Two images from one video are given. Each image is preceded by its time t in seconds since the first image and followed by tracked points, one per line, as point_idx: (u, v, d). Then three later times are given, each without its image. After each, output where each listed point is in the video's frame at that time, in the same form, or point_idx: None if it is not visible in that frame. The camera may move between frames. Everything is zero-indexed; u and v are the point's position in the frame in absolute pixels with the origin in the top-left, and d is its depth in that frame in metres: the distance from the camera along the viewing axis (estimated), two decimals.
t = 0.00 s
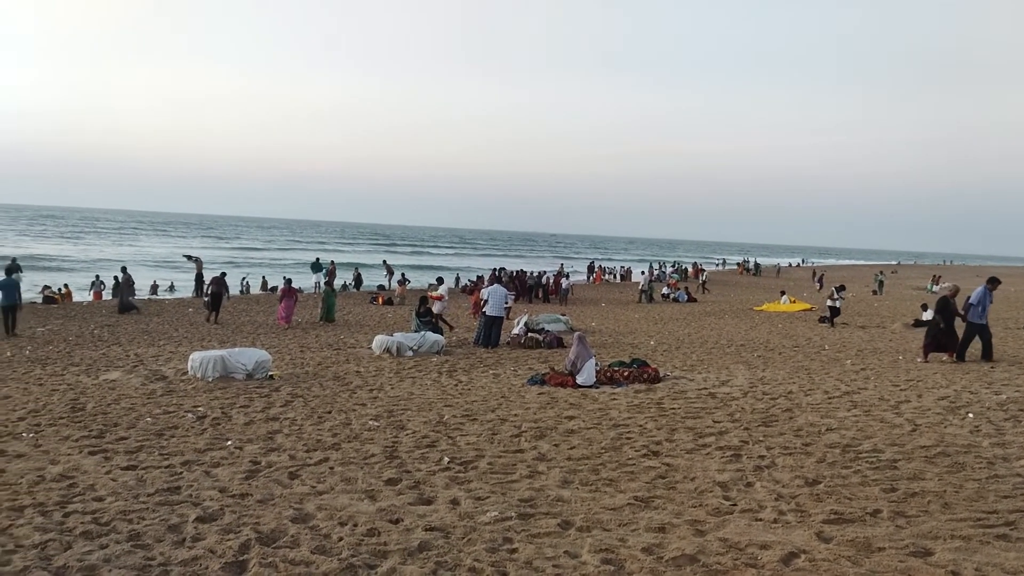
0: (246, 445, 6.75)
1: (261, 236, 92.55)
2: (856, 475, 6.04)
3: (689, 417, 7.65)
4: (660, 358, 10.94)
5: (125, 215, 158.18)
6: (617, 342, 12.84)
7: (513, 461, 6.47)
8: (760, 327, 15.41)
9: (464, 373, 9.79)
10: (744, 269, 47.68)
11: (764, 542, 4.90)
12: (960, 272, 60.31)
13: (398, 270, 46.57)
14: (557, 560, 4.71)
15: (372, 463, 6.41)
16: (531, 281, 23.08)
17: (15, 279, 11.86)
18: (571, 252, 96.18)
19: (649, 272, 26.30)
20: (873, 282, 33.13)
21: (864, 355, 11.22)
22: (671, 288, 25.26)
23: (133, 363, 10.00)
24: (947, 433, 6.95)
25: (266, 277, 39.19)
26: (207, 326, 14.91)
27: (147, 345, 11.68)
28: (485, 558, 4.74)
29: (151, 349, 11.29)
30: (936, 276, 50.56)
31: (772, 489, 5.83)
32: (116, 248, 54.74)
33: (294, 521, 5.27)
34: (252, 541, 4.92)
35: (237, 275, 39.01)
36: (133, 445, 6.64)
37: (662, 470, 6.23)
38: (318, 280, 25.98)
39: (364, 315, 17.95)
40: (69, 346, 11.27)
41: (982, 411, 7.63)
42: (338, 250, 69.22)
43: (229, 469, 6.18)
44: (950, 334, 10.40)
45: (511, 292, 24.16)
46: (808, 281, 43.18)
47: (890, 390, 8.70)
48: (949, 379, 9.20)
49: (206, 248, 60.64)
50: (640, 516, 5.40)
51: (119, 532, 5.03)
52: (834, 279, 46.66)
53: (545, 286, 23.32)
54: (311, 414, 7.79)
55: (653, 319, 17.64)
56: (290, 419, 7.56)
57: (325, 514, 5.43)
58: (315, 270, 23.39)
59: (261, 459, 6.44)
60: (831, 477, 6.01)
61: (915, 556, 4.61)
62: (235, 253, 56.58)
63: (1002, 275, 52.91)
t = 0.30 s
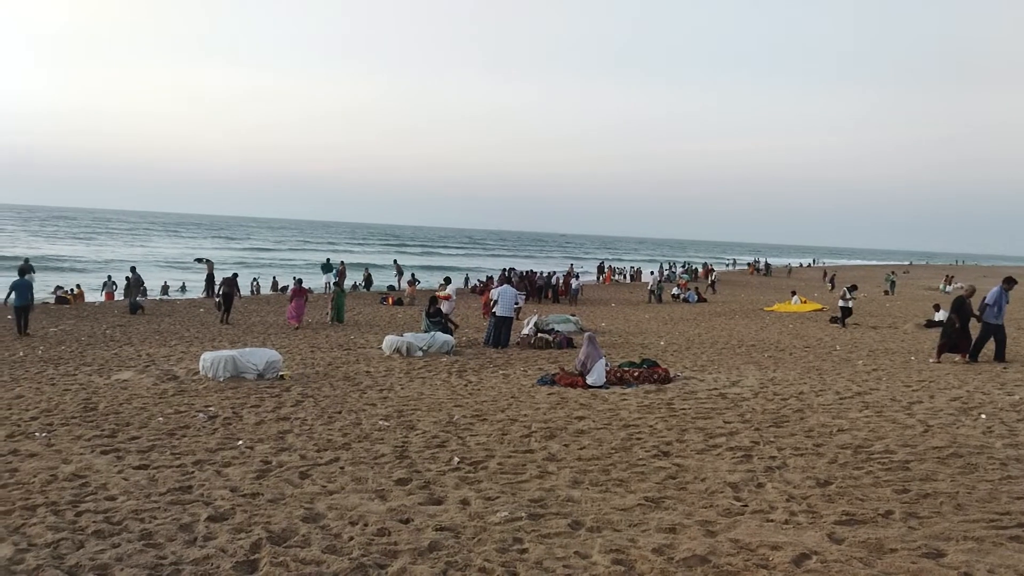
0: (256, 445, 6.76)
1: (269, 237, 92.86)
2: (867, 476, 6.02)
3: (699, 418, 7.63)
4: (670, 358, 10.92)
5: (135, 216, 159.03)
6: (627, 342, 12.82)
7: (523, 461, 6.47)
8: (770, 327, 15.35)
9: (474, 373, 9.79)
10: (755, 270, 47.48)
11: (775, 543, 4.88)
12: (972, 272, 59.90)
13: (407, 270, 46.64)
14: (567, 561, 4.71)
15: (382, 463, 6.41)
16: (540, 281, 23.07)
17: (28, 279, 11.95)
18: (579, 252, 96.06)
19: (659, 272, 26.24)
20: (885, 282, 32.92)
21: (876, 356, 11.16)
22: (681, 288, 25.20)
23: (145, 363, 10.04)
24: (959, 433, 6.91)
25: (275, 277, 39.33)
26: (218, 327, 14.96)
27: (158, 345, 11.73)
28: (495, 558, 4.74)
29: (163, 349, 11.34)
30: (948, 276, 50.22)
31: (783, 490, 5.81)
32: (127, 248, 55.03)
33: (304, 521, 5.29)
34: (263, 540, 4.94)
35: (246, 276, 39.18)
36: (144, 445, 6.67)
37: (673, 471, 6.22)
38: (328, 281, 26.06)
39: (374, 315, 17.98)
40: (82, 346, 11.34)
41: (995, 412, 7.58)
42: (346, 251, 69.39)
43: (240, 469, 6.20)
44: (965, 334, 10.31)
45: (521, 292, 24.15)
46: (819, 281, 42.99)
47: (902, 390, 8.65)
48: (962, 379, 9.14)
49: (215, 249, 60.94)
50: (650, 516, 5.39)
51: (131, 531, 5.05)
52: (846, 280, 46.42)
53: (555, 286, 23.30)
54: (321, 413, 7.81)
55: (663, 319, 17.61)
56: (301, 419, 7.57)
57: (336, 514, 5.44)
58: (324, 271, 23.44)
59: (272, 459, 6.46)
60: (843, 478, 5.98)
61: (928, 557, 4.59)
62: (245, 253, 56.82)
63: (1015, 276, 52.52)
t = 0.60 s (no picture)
0: (269, 443, 6.79)
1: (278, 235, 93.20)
2: (881, 476, 5.99)
3: (712, 417, 7.61)
4: (682, 357, 10.89)
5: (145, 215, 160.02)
6: (638, 340, 12.80)
7: (535, 460, 6.47)
8: (783, 326, 15.27)
9: (486, 372, 9.79)
10: (767, 267, 47.23)
11: (788, 543, 4.86)
12: (985, 271, 59.35)
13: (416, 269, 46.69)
14: (579, 559, 4.71)
15: (394, 460, 6.43)
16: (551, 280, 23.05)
17: (43, 278, 12.04)
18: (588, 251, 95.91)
19: (670, 271, 26.17)
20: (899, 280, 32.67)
21: (889, 355, 11.10)
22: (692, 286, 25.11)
23: (159, 361, 10.10)
24: (973, 433, 6.87)
25: (285, 276, 39.45)
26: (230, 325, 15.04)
27: (172, 343, 11.80)
28: (508, 556, 4.74)
29: (176, 347, 11.41)
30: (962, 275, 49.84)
31: (796, 489, 5.79)
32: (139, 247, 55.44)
33: (317, 518, 5.30)
34: (276, 538, 4.96)
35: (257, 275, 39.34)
36: (159, 442, 6.71)
37: (685, 470, 6.20)
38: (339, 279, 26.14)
39: (385, 313, 18.02)
40: (97, 345, 11.42)
41: (1010, 412, 7.52)
42: (355, 249, 69.53)
43: (253, 466, 6.23)
44: (982, 332, 10.20)
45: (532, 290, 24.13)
46: (831, 280, 42.73)
47: (916, 389, 8.60)
48: (977, 378, 9.08)
49: (227, 247, 61.25)
50: (662, 515, 5.38)
51: (146, 528, 5.08)
52: (858, 278, 46.12)
53: (566, 284, 23.27)
54: (333, 411, 7.83)
55: (675, 317, 17.56)
56: (313, 417, 7.60)
57: (349, 511, 5.46)
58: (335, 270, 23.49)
59: (285, 456, 6.48)
60: (857, 478, 5.96)
61: (942, 557, 4.56)
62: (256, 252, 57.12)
63: None
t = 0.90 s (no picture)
0: (286, 442, 6.83)
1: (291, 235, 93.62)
2: (900, 476, 5.94)
3: (728, 416, 7.57)
4: (698, 357, 10.85)
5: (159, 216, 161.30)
6: (654, 340, 12.77)
7: (551, 459, 6.47)
8: (800, 326, 15.18)
9: (501, 371, 9.80)
10: (783, 267, 46.89)
11: (806, 543, 4.84)
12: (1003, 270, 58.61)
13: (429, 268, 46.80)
14: (596, 559, 4.70)
15: (410, 460, 6.45)
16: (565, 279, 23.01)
17: (64, 278, 12.17)
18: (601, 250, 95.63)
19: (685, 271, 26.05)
20: (919, 280, 32.31)
21: (909, 354, 11.00)
22: (708, 286, 24.99)
23: (177, 360, 10.17)
24: (994, 433, 6.80)
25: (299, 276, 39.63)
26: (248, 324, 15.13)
27: (190, 342, 11.89)
28: (524, 555, 4.75)
29: (194, 346, 11.48)
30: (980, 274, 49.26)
31: (814, 489, 5.76)
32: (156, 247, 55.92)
33: (334, 517, 5.33)
34: (294, 536, 4.99)
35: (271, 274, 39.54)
36: (177, 441, 6.76)
37: (702, 470, 6.18)
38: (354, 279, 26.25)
39: (400, 313, 18.05)
40: (116, 344, 11.52)
41: None
42: (368, 249, 69.79)
43: (270, 465, 6.27)
44: (1005, 332, 10.10)
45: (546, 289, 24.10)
46: (848, 279, 42.36)
47: (935, 389, 8.52)
48: (997, 378, 8.99)
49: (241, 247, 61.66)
50: (678, 515, 5.37)
51: (165, 526, 5.13)
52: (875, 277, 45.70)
53: (580, 284, 23.23)
54: (350, 411, 7.87)
55: (690, 317, 17.50)
56: (330, 416, 7.63)
57: (365, 510, 5.48)
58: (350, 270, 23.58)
59: (302, 455, 6.51)
60: (875, 478, 5.92)
61: (962, 559, 4.52)
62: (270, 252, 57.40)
63: None
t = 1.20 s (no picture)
0: (301, 442, 6.85)
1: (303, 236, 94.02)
2: (916, 479, 5.90)
3: (743, 418, 7.54)
4: (712, 358, 10.81)
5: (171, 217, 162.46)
6: (668, 341, 12.74)
7: (565, 461, 6.46)
8: (816, 327, 15.11)
9: (515, 372, 9.80)
10: (798, 269, 46.61)
11: (822, 546, 4.81)
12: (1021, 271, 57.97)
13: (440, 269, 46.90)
14: (610, 561, 4.69)
15: (424, 460, 6.46)
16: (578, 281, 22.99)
17: (81, 279, 12.27)
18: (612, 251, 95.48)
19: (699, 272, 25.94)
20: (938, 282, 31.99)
21: (926, 356, 10.91)
22: (722, 287, 24.89)
23: (193, 361, 10.24)
24: (1012, 436, 6.73)
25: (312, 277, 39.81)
26: (262, 325, 15.21)
27: (206, 343, 11.97)
28: (538, 557, 4.74)
29: (210, 347, 11.55)
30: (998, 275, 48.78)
31: (829, 492, 5.72)
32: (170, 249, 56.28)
33: (349, 518, 5.35)
34: (308, 537, 5.00)
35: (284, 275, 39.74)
36: (193, 441, 6.80)
37: (716, 472, 6.16)
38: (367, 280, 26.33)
39: (414, 314, 18.09)
40: (133, 345, 11.60)
41: None
42: (382, 250, 70.06)
43: (285, 465, 6.29)
44: None
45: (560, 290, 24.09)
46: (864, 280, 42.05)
47: (952, 392, 8.45)
48: (1016, 381, 8.90)
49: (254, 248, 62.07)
50: (693, 517, 5.35)
51: (181, 526, 5.16)
52: (892, 278, 45.35)
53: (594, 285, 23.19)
54: (364, 411, 7.89)
55: (705, 318, 17.43)
56: (344, 417, 7.66)
57: (379, 511, 5.49)
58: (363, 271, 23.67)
59: (316, 456, 6.54)
60: (892, 481, 5.87)
61: (979, 562, 4.48)
62: (284, 253, 57.70)
63: None
